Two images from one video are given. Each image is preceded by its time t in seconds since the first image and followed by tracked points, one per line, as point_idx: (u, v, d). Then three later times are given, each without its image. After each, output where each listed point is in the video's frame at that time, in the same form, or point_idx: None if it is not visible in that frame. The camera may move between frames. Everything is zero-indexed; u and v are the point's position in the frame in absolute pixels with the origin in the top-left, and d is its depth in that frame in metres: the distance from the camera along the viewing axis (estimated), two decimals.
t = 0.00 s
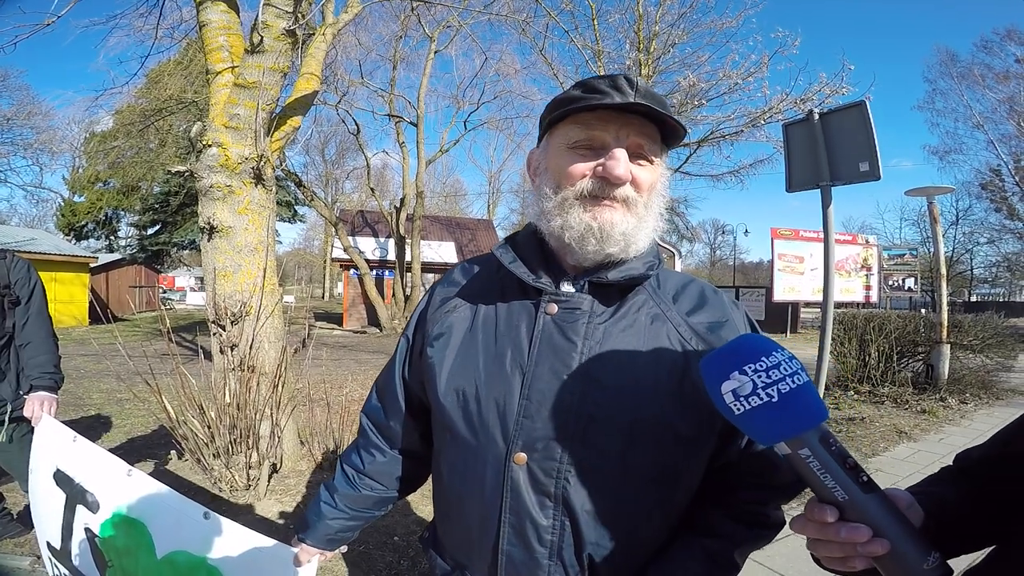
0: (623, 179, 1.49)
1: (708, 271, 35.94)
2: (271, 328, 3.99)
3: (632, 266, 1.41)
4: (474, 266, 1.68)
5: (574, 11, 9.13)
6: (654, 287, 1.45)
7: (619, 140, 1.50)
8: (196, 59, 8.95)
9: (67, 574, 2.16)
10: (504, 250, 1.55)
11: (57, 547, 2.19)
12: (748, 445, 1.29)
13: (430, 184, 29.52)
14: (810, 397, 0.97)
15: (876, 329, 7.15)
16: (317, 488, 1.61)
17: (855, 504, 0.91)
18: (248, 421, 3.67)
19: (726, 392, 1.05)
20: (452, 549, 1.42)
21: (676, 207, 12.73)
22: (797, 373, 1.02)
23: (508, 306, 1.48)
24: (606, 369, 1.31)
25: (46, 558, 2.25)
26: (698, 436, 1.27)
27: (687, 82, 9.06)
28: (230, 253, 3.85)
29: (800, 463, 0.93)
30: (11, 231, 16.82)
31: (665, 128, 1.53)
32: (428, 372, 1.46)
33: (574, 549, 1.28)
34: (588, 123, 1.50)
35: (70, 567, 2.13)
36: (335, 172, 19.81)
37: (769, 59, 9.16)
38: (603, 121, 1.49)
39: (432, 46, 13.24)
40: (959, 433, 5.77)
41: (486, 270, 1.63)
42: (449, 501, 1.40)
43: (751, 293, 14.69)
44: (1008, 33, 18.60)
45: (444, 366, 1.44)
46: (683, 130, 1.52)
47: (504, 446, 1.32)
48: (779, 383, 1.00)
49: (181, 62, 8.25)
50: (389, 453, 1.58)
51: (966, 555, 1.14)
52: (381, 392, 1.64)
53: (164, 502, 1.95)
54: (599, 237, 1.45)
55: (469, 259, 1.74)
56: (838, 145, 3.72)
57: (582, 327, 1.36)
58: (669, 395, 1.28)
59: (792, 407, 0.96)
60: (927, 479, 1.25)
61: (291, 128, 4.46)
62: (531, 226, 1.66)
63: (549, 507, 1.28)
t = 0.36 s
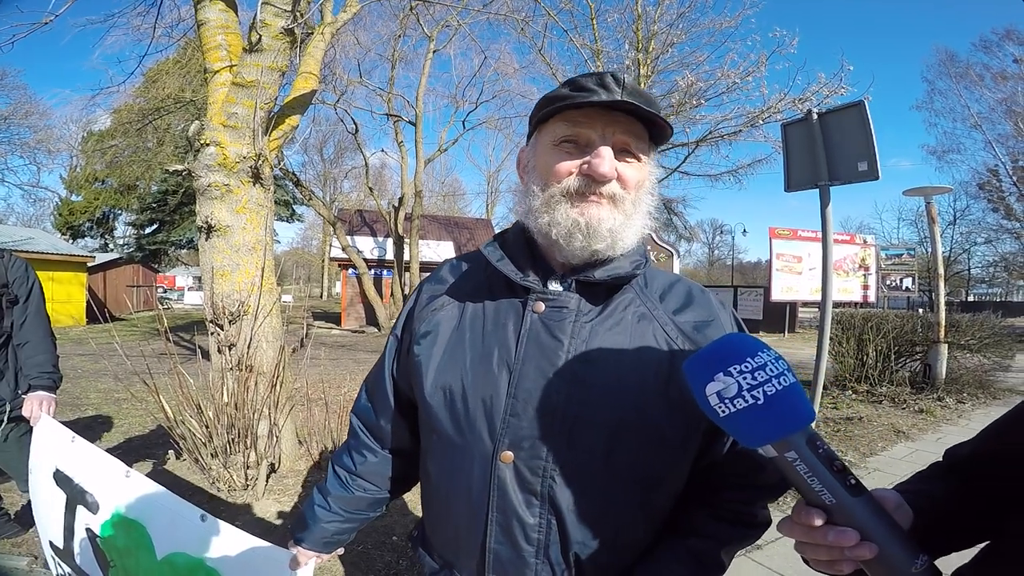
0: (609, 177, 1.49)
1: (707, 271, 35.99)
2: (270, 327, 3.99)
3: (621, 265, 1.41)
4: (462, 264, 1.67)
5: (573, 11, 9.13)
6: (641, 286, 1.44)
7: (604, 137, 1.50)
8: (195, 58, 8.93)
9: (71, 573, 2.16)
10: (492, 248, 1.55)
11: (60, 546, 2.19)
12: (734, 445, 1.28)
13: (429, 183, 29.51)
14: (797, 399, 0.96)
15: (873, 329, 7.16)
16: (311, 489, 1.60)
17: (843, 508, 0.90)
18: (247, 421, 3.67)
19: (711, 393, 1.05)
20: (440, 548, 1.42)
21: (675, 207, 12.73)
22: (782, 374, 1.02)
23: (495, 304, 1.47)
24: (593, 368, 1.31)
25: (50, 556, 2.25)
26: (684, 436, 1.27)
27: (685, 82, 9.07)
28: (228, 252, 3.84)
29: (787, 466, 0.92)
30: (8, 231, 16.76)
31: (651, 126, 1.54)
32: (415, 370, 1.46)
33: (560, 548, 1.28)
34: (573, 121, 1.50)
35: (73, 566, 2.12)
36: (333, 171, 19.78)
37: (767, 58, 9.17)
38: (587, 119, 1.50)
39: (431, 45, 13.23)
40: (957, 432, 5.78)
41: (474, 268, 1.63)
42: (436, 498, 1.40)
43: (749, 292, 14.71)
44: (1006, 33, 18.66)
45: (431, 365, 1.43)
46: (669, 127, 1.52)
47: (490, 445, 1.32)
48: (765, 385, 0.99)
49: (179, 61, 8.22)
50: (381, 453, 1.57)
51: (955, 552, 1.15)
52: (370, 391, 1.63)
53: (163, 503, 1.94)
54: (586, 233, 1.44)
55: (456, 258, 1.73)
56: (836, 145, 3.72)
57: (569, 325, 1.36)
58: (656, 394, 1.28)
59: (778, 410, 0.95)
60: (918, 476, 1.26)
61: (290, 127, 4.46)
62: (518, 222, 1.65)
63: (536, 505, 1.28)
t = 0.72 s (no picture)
0: (589, 182, 1.50)
1: (707, 271, 35.97)
2: (270, 327, 3.99)
3: (609, 265, 1.41)
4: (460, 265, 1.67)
5: (574, 11, 9.13)
6: (631, 286, 1.44)
7: (582, 140, 1.49)
8: (196, 58, 8.93)
9: (87, 570, 2.15)
10: (483, 251, 1.55)
11: (74, 544, 2.18)
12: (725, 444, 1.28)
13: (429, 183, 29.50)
14: (776, 398, 0.96)
15: (874, 330, 7.15)
16: (318, 489, 1.60)
17: (823, 508, 0.89)
18: (247, 421, 3.67)
19: (691, 394, 1.05)
20: (436, 545, 1.42)
21: (676, 207, 12.72)
22: (762, 374, 1.02)
23: (488, 305, 1.47)
24: (582, 367, 1.31)
25: (63, 555, 2.24)
26: (672, 436, 1.27)
27: (686, 82, 9.06)
28: (229, 252, 3.84)
29: (767, 465, 0.92)
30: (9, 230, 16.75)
31: (632, 125, 1.52)
32: (411, 371, 1.46)
33: (552, 545, 1.28)
34: (552, 125, 1.50)
35: (89, 563, 2.12)
36: (334, 171, 19.78)
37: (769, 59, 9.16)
38: (566, 122, 1.49)
39: (432, 45, 13.23)
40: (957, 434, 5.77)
41: (468, 270, 1.63)
42: (432, 497, 1.41)
43: (750, 293, 14.69)
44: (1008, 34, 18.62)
45: (426, 365, 1.43)
46: (649, 126, 1.50)
47: (483, 444, 1.32)
48: (743, 386, 0.99)
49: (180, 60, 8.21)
50: (384, 452, 1.58)
51: (944, 548, 1.15)
52: (370, 391, 1.63)
53: (176, 502, 1.93)
54: (563, 244, 1.43)
55: (452, 260, 1.73)
56: (837, 146, 3.72)
57: (558, 326, 1.36)
58: (646, 393, 1.28)
59: (756, 409, 0.96)
60: (909, 471, 1.26)
61: (290, 127, 4.46)
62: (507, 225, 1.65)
63: (528, 503, 1.28)
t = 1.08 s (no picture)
0: (598, 175, 1.49)
1: (707, 271, 35.95)
2: (270, 327, 3.99)
3: (609, 265, 1.41)
4: (460, 265, 1.67)
5: (574, 11, 9.12)
6: (630, 286, 1.44)
7: (590, 137, 1.50)
8: (196, 58, 8.92)
9: (100, 567, 2.16)
10: (485, 249, 1.55)
11: (86, 543, 2.18)
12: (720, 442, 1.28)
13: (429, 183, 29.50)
14: (757, 395, 0.97)
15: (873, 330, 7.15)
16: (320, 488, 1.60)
17: (808, 503, 0.89)
18: (247, 421, 3.67)
19: (677, 392, 1.05)
20: (437, 542, 1.42)
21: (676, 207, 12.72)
22: (745, 371, 1.03)
23: (489, 304, 1.47)
24: (583, 363, 1.31)
25: (77, 553, 2.24)
26: (669, 433, 1.27)
27: (686, 82, 9.07)
28: (229, 252, 3.84)
29: (751, 461, 0.92)
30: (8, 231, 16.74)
31: (637, 127, 1.53)
32: (413, 369, 1.46)
33: (553, 540, 1.28)
34: (560, 122, 1.51)
35: (103, 561, 2.12)
36: (334, 171, 19.76)
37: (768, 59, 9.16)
38: (574, 119, 1.50)
39: (432, 45, 13.23)
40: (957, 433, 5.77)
41: (470, 269, 1.63)
42: (434, 494, 1.40)
43: (750, 293, 14.70)
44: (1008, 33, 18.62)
45: (428, 363, 1.43)
46: (654, 126, 1.51)
47: (485, 439, 1.32)
48: (728, 382, 1.01)
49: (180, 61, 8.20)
50: (385, 451, 1.57)
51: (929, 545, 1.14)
52: (372, 390, 1.63)
53: (183, 501, 1.92)
54: (573, 236, 1.44)
55: (453, 260, 1.73)
56: (837, 145, 3.72)
57: (559, 324, 1.36)
58: (645, 389, 1.28)
59: (739, 406, 0.96)
60: (894, 469, 1.25)
61: (290, 127, 4.46)
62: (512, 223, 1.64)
63: (529, 498, 1.29)
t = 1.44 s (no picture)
0: (598, 177, 1.49)
1: (705, 270, 35.98)
2: (268, 327, 3.99)
3: (608, 262, 1.41)
4: (460, 264, 1.67)
5: (572, 10, 9.11)
6: (629, 284, 1.44)
7: (592, 140, 1.50)
8: (193, 59, 8.92)
9: (104, 566, 2.16)
10: (487, 248, 1.55)
11: (89, 542, 2.18)
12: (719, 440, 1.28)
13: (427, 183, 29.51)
14: (754, 392, 0.98)
15: (871, 328, 7.17)
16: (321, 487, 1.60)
17: (806, 497, 0.90)
18: (245, 421, 3.66)
19: (677, 390, 1.05)
20: (437, 540, 1.42)
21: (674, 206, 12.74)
22: (742, 370, 1.03)
23: (490, 301, 1.48)
24: (583, 359, 1.31)
25: (80, 553, 2.24)
26: (670, 429, 1.27)
27: (684, 82, 9.08)
28: (227, 252, 3.84)
29: (750, 456, 0.93)
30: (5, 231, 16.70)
31: (637, 132, 1.54)
32: (413, 366, 1.46)
33: (553, 538, 1.28)
34: (562, 126, 1.51)
35: (106, 560, 2.12)
36: (332, 171, 19.73)
37: (766, 58, 9.18)
38: (576, 123, 1.50)
39: (430, 44, 13.24)
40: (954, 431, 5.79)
41: (470, 266, 1.63)
42: (433, 491, 1.40)
43: (748, 292, 14.72)
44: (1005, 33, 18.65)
45: (428, 361, 1.43)
46: (654, 131, 1.52)
47: (485, 436, 1.32)
48: (726, 381, 1.01)
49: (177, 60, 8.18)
50: (385, 450, 1.58)
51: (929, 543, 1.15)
52: (371, 389, 1.63)
53: (184, 500, 1.93)
54: (576, 229, 1.43)
55: (452, 259, 1.73)
56: (834, 145, 3.73)
57: (560, 320, 1.36)
58: (645, 385, 1.28)
59: (739, 401, 0.97)
60: (894, 468, 1.27)
61: (288, 127, 4.45)
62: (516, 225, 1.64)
63: (529, 495, 1.28)
